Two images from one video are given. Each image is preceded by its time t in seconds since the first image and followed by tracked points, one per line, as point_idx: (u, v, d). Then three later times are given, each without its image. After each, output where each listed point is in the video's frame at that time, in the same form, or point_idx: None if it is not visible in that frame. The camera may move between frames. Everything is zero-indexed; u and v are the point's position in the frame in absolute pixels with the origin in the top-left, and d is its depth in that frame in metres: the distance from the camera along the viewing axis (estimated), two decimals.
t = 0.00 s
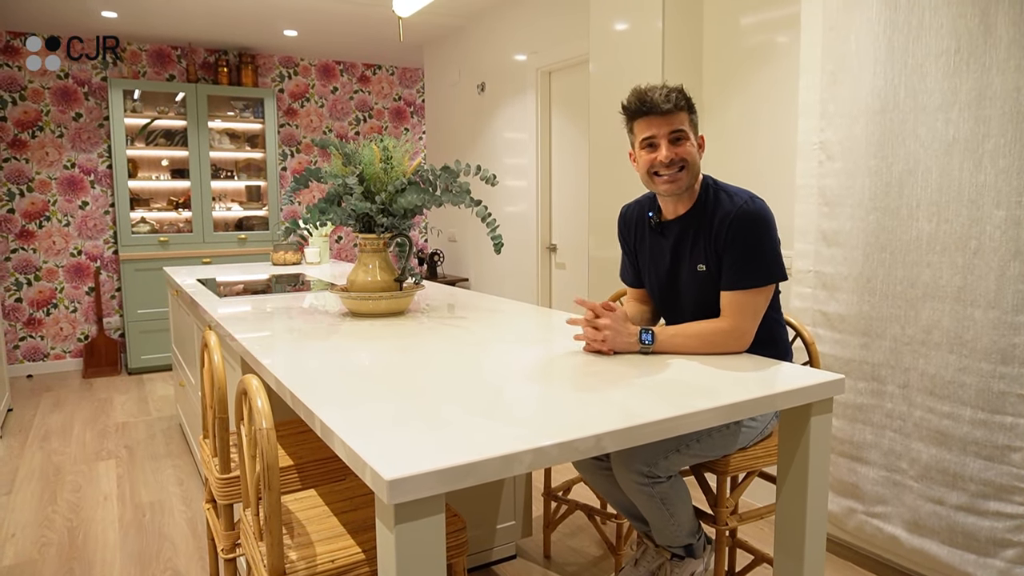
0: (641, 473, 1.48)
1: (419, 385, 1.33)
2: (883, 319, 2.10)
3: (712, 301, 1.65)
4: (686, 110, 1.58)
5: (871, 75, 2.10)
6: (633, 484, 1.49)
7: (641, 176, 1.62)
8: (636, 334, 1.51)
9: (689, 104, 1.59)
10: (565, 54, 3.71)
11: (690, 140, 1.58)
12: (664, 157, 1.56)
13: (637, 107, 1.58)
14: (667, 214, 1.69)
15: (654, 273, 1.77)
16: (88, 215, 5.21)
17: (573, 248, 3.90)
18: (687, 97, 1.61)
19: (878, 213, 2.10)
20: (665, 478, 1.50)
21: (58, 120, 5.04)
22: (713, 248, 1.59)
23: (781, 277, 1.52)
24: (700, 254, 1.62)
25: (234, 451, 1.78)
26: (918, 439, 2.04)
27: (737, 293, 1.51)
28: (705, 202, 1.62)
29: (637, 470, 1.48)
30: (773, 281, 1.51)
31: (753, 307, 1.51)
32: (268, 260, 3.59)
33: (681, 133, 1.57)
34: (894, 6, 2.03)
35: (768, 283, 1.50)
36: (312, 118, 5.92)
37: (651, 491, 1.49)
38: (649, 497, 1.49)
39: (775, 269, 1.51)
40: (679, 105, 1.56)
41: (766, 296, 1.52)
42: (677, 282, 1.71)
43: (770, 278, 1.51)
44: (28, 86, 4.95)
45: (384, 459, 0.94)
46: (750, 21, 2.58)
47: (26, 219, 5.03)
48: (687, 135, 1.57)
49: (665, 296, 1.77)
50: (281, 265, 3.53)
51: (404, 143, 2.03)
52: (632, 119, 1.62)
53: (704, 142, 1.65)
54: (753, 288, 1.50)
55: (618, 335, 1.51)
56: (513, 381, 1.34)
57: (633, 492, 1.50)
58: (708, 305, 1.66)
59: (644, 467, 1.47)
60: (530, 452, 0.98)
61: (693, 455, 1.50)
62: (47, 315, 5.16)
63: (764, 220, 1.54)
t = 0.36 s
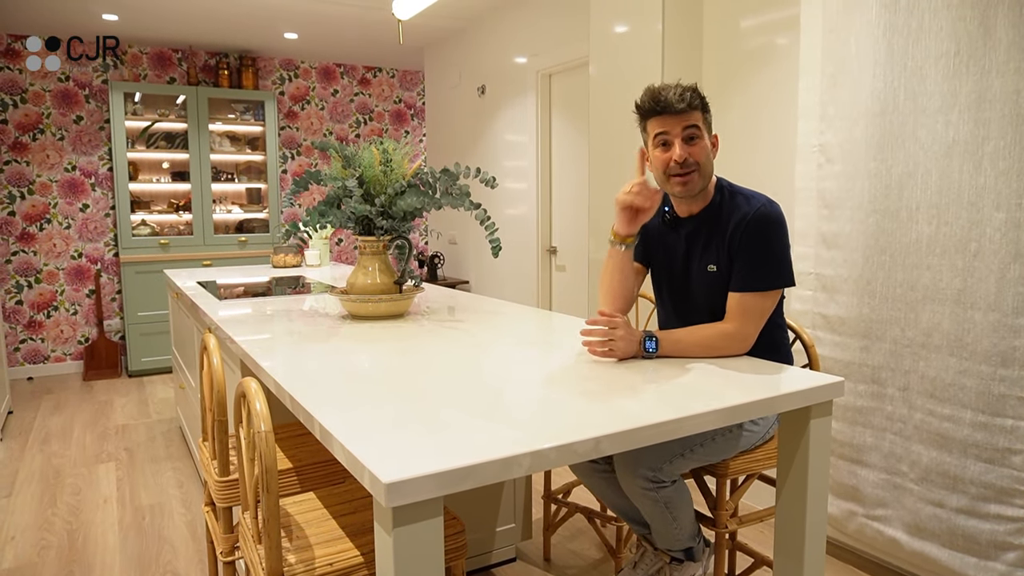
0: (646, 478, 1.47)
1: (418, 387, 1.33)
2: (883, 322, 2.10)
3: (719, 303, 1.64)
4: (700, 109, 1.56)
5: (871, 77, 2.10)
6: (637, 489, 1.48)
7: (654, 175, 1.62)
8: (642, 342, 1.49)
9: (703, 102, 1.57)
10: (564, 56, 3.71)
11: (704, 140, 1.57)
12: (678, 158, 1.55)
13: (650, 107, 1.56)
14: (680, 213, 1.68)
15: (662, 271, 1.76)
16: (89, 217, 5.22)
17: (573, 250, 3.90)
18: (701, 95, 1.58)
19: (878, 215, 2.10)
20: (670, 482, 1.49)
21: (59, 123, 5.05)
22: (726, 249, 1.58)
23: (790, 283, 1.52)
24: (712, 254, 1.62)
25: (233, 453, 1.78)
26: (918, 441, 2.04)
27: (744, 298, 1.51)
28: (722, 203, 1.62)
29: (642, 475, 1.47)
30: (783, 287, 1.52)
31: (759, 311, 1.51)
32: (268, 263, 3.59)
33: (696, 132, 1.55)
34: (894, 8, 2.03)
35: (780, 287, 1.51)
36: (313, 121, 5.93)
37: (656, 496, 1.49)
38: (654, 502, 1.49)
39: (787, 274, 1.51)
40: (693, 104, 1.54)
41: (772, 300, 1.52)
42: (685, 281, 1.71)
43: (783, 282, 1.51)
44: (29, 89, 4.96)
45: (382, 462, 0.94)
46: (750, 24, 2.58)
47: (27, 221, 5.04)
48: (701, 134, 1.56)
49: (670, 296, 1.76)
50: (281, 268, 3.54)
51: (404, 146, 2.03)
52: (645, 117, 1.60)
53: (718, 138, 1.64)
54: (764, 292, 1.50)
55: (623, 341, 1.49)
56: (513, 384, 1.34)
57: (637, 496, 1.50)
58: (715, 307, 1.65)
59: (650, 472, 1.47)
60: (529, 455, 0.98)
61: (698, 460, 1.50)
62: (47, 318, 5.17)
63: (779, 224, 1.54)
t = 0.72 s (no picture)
0: (648, 485, 1.47)
1: (418, 390, 1.32)
2: (883, 324, 2.10)
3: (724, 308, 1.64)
4: (678, 124, 1.52)
5: (871, 80, 2.10)
6: (639, 495, 1.48)
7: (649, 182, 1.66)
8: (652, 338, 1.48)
9: (685, 116, 1.52)
10: (565, 58, 3.71)
11: (684, 155, 1.54)
12: (654, 176, 1.58)
13: (629, 124, 1.58)
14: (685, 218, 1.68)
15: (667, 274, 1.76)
16: (90, 219, 5.22)
17: (573, 252, 3.90)
18: (684, 106, 1.53)
19: (878, 217, 2.10)
20: (671, 488, 1.49)
21: (59, 125, 5.06)
22: (732, 254, 1.59)
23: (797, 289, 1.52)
24: (718, 258, 1.62)
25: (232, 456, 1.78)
26: (918, 444, 2.03)
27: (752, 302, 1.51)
28: (728, 207, 1.62)
29: (644, 481, 1.47)
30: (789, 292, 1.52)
31: (764, 317, 1.52)
32: (268, 265, 3.60)
33: (671, 150, 1.53)
34: (893, 11, 2.03)
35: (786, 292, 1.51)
36: (313, 123, 5.93)
37: (657, 502, 1.48)
38: (656, 508, 1.49)
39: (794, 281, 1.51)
40: (665, 123, 1.52)
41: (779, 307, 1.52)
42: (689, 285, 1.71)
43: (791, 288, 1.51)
44: (30, 91, 4.96)
45: (381, 465, 0.94)
46: (750, 26, 2.58)
47: (27, 223, 5.05)
48: (678, 151, 1.54)
49: (674, 299, 1.76)
50: (281, 270, 3.54)
51: (404, 149, 2.02)
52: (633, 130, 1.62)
53: (716, 146, 1.57)
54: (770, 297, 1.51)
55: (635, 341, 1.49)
56: (513, 386, 1.34)
57: (639, 502, 1.50)
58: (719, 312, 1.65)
59: (653, 478, 1.47)
60: (529, 458, 0.98)
61: (700, 465, 1.50)
62: (48, 319, 5.17)
63: (785, 229, 1.53)
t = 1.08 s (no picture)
0: (652, 488, 1.47)
1: (418, 392, 1.33)
2: (882, 326, 2.10)
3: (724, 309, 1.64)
4: (636, 146, 1.62)
5: (871, 81, 2.10)
6: (643, 498, 1.48)
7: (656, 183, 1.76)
8: (696, 325, 1.43)
9: (642, 138, 1.61)
10: (564, 60, 3.72)
11: (643, 174, 1.64)
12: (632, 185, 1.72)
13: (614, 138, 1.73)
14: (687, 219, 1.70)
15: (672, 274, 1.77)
16: (90, 221, 5.22)
17: (573, 254, 3.90)
18: (645, 127, 1.60)
19: (878, 218, 2.10)
20: (676, 492, 1.50)
21: (60, 127, 5.06)
22: (732, 253, 1.59)
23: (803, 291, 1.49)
24: (720, 257, 1.62)
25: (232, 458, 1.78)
26: (918, 446, 2.04)
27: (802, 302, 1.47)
28: (730, 208, 1.62)
29: (648, 485, 1.47)
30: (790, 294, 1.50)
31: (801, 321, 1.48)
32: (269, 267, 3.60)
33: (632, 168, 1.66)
34: (892, 13, 2.04)
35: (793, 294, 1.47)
36: (313, 125, 5.94)
37: (662, 506, 1.49)
38: (659, 512, 1.49)
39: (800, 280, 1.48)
40: (620, 146, 1.65)
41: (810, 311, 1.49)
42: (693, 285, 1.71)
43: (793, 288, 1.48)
44: (30, 93, 4.97)
45: (382, 466, 0.94)
46: (750, 28, 2.58)
47: (27, 225, 5.05)
48: (638, 170, 1.64)
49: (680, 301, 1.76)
50: (281, 272, 3.54)
51: (404, 150, 2.03)
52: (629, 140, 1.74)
53: (677, 165, 1.59)
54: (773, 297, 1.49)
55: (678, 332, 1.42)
56: (512, 388, 1.34)
57: (643, 506, 1.50)
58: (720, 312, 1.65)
59: (657, 482, 1.47)
60: (528, 459, 0.98)
61: (703, 468, 1.50)
62: (48, 321, 5.17)
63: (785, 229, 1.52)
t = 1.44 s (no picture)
0: (652, 491, 1.47)
1: (417, 394, 1.32)
2: (882, 327, 2.10)
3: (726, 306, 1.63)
4: (641, 137, 1.65)
5: (870, 83, 2.10)
6: (643, 500, 1.49)
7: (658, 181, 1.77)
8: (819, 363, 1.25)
9: (648, 129, 1.64)
10: (564, 62, 3.72)
11: (645, 166, 1.67)
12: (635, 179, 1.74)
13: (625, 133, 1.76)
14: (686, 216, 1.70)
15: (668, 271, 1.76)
16: (89, 222, 5.22)
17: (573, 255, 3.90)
18: (651, 119, 1.63)
19: (878, 220, 2.10)
20: (676, 494, 1.50)
21: (59, 128, 5.07)
22: (735, 249, 1.58)
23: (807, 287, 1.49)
24: (720, 253, 1.61)
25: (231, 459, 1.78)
26: (917, 447, 2.04)
27: (838, 331, 1.33)
28: (731, 206, 1.63)
29: (649, 487, 1.47)
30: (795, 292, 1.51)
31: (810, 323, 1.45)
32: (268, 268, 3.59)
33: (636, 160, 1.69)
34: (891, 15, 2.04)
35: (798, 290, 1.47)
36: (313, 126, 5.94)
37: (662, 508, 1.49)
38: (660, 514, 1.49)
39: (809, 272, 1.47)
40: (626, 137, 1.68)
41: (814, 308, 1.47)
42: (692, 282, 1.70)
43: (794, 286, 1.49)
44: (30, 94, 4.97)
45: (382, 468, 0.94)
46: (750, 30, 2.58)
47: (27, 226, 5.05)
48: (641, 161, 1.68)
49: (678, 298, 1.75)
50: (281, 273, 3.54)
51: (404, 152, 2.03)
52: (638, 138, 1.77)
53: (679, 159, 1.61)
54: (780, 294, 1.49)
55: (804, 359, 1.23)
56: (511, 390, 1.34)
57: (643, 508, 1.50)
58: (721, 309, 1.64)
59: (657, 484, 1.47)
60: (528, 461, 0.98)
61: (703, 470, 1.50)
62: (48, 323, 5.17)
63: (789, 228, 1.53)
